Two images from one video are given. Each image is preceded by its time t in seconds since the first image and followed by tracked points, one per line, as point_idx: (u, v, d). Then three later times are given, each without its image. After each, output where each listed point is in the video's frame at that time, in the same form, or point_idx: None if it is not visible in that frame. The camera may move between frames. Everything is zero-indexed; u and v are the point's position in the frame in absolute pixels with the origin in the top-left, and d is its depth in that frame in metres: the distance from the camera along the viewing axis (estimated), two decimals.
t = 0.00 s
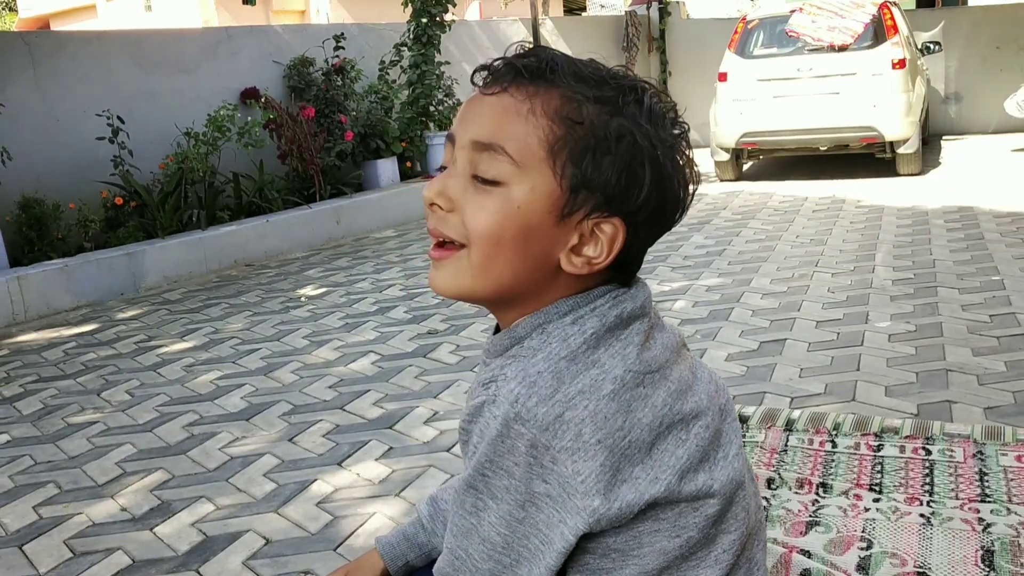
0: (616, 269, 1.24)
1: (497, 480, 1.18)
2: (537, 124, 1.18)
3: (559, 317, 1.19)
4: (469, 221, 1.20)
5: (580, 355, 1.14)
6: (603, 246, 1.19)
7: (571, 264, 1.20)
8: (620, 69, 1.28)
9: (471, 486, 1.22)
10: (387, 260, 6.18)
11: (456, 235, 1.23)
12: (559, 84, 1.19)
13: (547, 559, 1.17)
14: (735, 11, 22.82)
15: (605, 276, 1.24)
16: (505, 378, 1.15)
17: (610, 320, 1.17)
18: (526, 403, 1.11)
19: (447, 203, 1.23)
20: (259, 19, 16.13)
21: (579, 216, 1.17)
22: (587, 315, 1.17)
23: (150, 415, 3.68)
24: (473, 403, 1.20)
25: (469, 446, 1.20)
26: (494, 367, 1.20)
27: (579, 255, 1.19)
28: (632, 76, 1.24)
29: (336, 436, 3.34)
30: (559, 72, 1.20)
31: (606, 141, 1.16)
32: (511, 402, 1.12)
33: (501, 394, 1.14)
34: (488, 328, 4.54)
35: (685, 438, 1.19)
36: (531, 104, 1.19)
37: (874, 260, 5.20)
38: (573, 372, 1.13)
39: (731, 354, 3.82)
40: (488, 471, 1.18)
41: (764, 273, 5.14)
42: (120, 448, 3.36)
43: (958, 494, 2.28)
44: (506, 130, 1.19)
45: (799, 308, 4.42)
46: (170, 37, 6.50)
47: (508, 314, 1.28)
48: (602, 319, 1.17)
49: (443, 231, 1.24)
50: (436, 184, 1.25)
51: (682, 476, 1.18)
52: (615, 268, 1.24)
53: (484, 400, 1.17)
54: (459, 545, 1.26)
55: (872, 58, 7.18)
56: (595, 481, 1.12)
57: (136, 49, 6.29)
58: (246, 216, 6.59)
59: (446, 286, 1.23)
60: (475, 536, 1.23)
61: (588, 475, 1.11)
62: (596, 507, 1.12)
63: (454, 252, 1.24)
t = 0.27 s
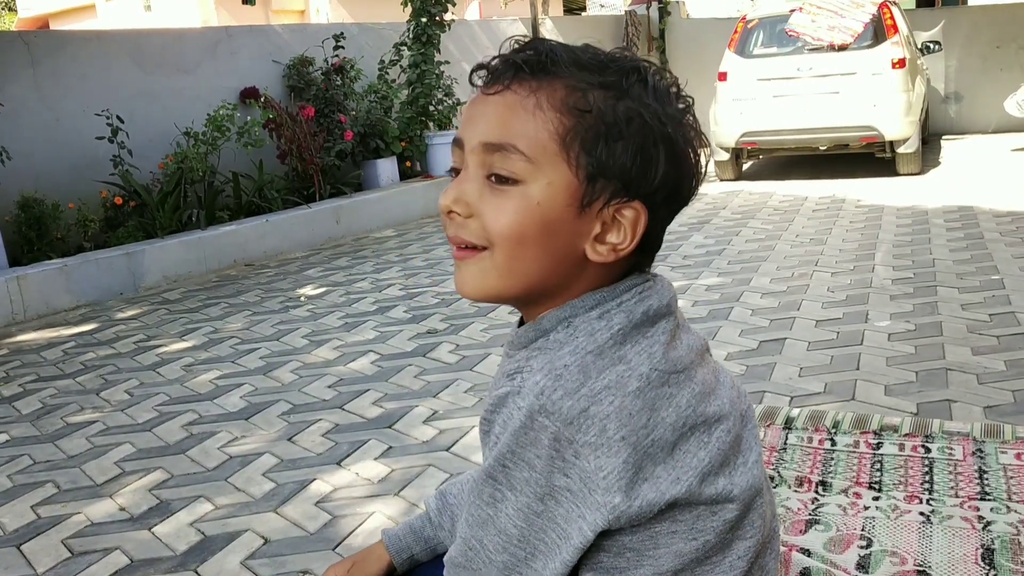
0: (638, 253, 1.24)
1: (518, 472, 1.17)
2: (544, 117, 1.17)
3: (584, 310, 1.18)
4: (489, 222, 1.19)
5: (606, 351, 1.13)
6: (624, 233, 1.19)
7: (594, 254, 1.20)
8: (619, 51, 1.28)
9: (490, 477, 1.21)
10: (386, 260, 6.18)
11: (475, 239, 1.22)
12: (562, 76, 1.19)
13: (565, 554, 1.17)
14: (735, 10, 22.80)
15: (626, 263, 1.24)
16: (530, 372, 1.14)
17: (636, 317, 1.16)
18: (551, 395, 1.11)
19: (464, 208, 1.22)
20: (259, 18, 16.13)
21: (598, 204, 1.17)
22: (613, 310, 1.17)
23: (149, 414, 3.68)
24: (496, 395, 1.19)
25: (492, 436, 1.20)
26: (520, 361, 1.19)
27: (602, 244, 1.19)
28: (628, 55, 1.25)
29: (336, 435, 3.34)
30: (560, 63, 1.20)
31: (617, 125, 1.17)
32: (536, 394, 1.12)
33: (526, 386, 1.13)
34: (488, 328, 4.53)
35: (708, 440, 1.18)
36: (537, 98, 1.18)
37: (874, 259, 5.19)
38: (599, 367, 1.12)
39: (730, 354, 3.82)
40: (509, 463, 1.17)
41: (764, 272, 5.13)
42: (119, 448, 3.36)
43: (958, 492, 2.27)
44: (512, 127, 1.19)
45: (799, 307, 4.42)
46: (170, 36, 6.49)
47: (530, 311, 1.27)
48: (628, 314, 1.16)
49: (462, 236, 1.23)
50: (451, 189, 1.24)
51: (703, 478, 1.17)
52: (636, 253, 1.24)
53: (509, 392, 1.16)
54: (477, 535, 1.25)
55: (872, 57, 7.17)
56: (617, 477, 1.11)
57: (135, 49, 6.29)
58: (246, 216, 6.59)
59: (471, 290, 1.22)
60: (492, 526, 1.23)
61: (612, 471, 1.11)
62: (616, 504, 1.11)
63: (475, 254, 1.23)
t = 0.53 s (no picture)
0: (654, 252, 1.25)
1: (524, 465, 1.16)
2: (555, 120, 1.17)
3: (595, 306, 1.18)
4: (503, 225, 1.20)
5: (615, 347, 1.13)
6: (638, 233, 1.19)
7: (607, 255, 1.20)
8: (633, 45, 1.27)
9: (496, 469, 1.20)
10: (386, 260, 6.18)
11: (490, 241, 1.22)
12: (574, 77, 1.18)
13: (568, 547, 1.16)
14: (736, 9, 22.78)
15: (640, 263, 1.24)
16: (538, 368, 1.14)
17: (647, 315, 1.16)
18: (559, 389, 1.10)
19: (479, 212, 1.22)
20: (259, 19, 16.11)
21: (612, 206, 1.18)
22: (623, 308, 1.17)
23: (148, 415, 3.68)
24: (503, 389, 1.19)
25: (499, 427, 1.19)
26: (529, 355, 1.19)
27: (616, 244, 1.20)
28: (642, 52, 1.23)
29: (335, 436, 3.33)
30: (572, 65, 1.19)
31: (629, 127, 1.16)
32: (544, 387, 1.11)
33: (534, 380, 1.13)
34: (487, 328, 4.53)
35: (714, 441, 1.18)
36: (549, 101, 1.18)
37: (874, 260, 5.19)
38: (607, 363, 1.12)
39: (730, 354, 3.82)
40: (516, 455, 1.16)
41: (764, 272, 5.13)
42: (118, 448, 3.36)
43: (958, 493, 2.27)
44: (523, 130, 1.18)
45: (799, 307, 4.42)
46: (169, 36, 6.49)
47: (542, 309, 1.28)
48: (639, 312, 1.16)
49: (477, 239, 1.24)
50: (466, 192, 1.24)
51: (709, 478, 1.17)
52: (652, 252, 1.24)
53: (517, 384, 1.16)
54: (480, 526, 1.24)
55: (872, 57, 7.16)
56: (622, 473, 1.10)
57: (135, 49, 6.29)
58: (245, 216, 6.58)
59: (489, 290, 1.23)
60: (496, 518, 1.22)
61: (618, 466, 1.10)
62: (621, 500, 1.11)
63: (489, 255, 1.24)
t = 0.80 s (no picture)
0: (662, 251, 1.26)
1: (530, 462, 1.16)
2: (566, 122, 1.17)
3: (602, 306, 1.18)
4: (517, 227, 1.19)
5: (621, 345, 1.13)
6: (649, 231, 1.20)
7: (618, 254, 1.20)
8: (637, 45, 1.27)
9: (502, 466, 1.20)
10: (387, 260, 6.18)
11: (503, 244, 1.21)
12: (583, 78, 1.18)
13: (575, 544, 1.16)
14: (737, 8, 22.77)
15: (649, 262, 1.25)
16: (546, 366, 1.14)
17: (653, 314, 1.16)
18: (566, 387, 1.11)
19: (492, 216, 1.21)
20: (259, 19, 16.11)
21: (623, 205, 1.18)
22: (630, 306, 1.17)
23: (150, 415, 3.68)
24: (509, 387, 1.19)
25: (505, 426, 1.19)
26: (535, 354, 1.19)
27: (627, 243, 1.20)
28: (645, 50, 1.23)
29: (337, 436, 3.34)
30: (581, 66, 1.19)
31: (639, 126, 1.17)
32: (551, 384, 1.12)
33: (541, 378, 1.13)
34: (488, 328, 4.53)
35: (719, 439, 1.18)
36: (560, 103, 1.17)
37: (875, 259, 5.19)
38: (613, 361, 1.12)
39: (731, 354, 3.82)
40: (522, 452, 1.16)
41: (765, 272, 5.13)
42: (119, 448, 3.36)
43: (960, 493, 2.27)
44: (534, 132, 1.18)
45: (800, 307, 4.42)
46: (170, 36, 6.49)
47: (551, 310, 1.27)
48: (645, 311, 1.16)
49: (489, 242, 1.23)
50: (477, 196, 1.23)
51: (713, 476, 1.17)
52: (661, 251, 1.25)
53: (524, 382, 1.16)
54: (485, 524, 1.24)
55: (873, 57, 7.16)
56: (628, 469, 1.10)
57: (136, 49, 6.29)
58: (246, 216, 6.58)
59: (502, 295, 1.23)
60: (501, 516, 1.22)
61: (624, 463, 1.10)
62: (627, 497, 1.11)
63: (501, 259, 1.22)
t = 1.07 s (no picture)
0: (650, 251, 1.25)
1: (530, 476, 1.14)
2: (555, 119, 1.17)
3: (595, 309, 1.18)
4: (506, 225, 1.18)
5: (617, 348, 1.13)
6: (638, 229, 1.20)
7: (606, 253, 1.20)
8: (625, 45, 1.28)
9: (501, 483, 1.17)
10: (388, 259, 6.18)
11: (491, 242, 1.20)
12: (571, 77, 1.19)
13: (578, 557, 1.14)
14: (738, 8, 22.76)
15: (639, 260, 1.25)
16: (542, 373, 1.13)
17: (647, 315, 1.16)
18: (565, 394, 1.10)
19: (480, 214, 1.21)
20: (260, 18, 16.09)
21: (611, 203, 1.18)
22: (623, 307, 1.17)
23: (152, 414, 3.68)
24: (505, 397, 1.17)
25: (500, 439, 1.17)
26: (530, 362, 1.17)
27: (616, 241, 1.20)
28: (631, 51, 1.25)
29: (338, 435, 3.34)
30: (569, 64, 1.20)
31: (628, 124, 1.17)
32: (550, 392, 1.11)
33: (539, 385, 1.12)
34: (489, 327, 4.53)
35: (718, 439, 1.18)
36: (548, 100, 1.18)
37: (876, 259, 5.19)
38: (611, 365, 1.12)
39: (732, 354, 3.82)
40: (522, 465, 1.14)
41: (766, 272, 5.13)
42: (121, 448, 3.36)
43: (962, 493, 2.27)
44: (521, 128, 1.18)
45: (801, 307, 4.42)
46: (171, 36, 6.49)
47: (542, 312, 1.26)
48: (639, 312, 1.16)
49: (478, 240, 1.22)
50: (465, 195, 1.23)
51: (714, 477, 1.17)
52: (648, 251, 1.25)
53: (520, 391, 1.14)
54: (485, 546, 1.21)
55: (875, 57, 7.16)
56: (631, 474, 1.10)
57: (137, 49, 6.29)
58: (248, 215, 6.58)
59: (489, 295, 1.21)
60: (502, 537, 1.19)
61: (626, 468, 1.09)
62: (631, 502, 1.10)
63: (490, 259, 1.21)
